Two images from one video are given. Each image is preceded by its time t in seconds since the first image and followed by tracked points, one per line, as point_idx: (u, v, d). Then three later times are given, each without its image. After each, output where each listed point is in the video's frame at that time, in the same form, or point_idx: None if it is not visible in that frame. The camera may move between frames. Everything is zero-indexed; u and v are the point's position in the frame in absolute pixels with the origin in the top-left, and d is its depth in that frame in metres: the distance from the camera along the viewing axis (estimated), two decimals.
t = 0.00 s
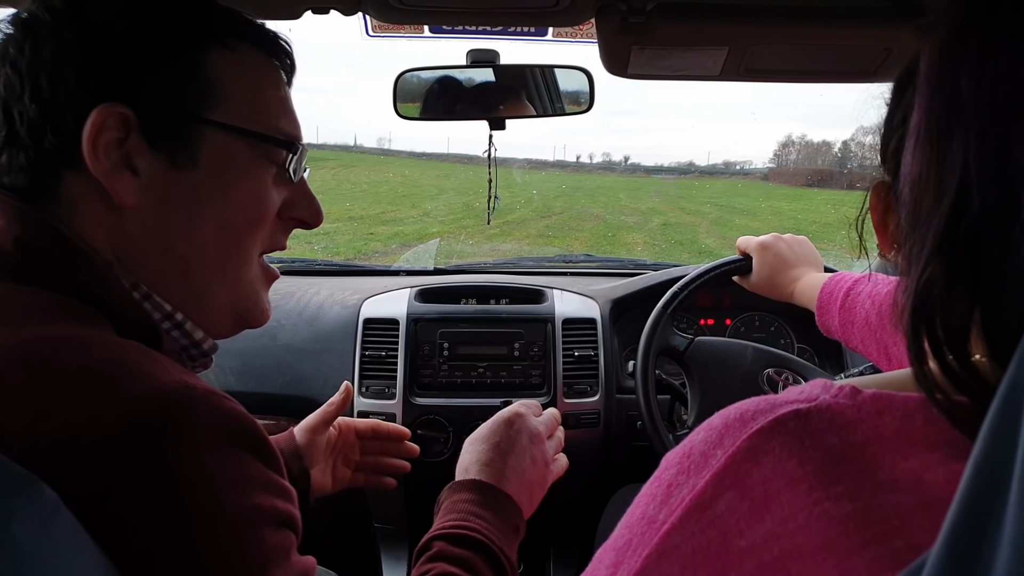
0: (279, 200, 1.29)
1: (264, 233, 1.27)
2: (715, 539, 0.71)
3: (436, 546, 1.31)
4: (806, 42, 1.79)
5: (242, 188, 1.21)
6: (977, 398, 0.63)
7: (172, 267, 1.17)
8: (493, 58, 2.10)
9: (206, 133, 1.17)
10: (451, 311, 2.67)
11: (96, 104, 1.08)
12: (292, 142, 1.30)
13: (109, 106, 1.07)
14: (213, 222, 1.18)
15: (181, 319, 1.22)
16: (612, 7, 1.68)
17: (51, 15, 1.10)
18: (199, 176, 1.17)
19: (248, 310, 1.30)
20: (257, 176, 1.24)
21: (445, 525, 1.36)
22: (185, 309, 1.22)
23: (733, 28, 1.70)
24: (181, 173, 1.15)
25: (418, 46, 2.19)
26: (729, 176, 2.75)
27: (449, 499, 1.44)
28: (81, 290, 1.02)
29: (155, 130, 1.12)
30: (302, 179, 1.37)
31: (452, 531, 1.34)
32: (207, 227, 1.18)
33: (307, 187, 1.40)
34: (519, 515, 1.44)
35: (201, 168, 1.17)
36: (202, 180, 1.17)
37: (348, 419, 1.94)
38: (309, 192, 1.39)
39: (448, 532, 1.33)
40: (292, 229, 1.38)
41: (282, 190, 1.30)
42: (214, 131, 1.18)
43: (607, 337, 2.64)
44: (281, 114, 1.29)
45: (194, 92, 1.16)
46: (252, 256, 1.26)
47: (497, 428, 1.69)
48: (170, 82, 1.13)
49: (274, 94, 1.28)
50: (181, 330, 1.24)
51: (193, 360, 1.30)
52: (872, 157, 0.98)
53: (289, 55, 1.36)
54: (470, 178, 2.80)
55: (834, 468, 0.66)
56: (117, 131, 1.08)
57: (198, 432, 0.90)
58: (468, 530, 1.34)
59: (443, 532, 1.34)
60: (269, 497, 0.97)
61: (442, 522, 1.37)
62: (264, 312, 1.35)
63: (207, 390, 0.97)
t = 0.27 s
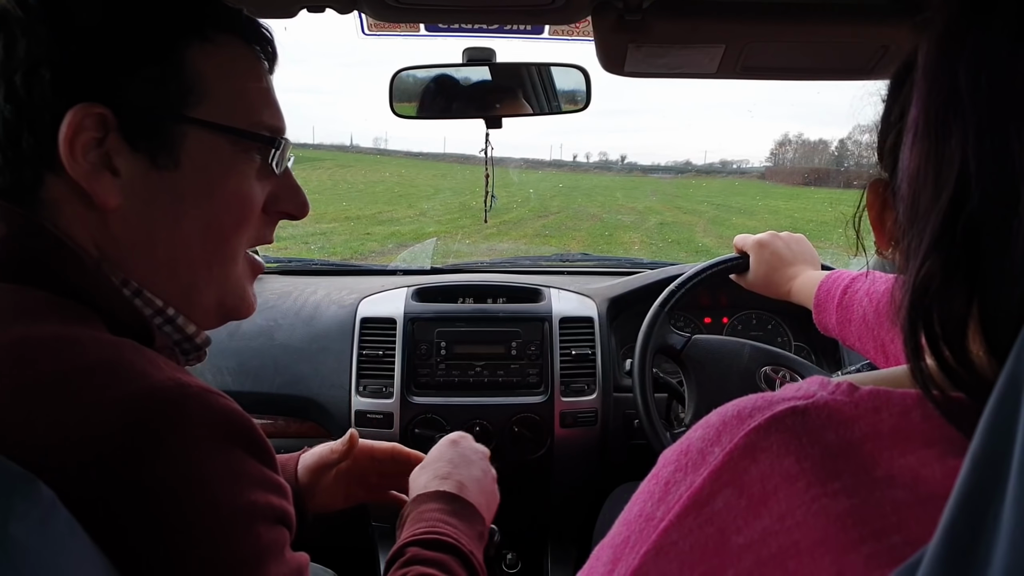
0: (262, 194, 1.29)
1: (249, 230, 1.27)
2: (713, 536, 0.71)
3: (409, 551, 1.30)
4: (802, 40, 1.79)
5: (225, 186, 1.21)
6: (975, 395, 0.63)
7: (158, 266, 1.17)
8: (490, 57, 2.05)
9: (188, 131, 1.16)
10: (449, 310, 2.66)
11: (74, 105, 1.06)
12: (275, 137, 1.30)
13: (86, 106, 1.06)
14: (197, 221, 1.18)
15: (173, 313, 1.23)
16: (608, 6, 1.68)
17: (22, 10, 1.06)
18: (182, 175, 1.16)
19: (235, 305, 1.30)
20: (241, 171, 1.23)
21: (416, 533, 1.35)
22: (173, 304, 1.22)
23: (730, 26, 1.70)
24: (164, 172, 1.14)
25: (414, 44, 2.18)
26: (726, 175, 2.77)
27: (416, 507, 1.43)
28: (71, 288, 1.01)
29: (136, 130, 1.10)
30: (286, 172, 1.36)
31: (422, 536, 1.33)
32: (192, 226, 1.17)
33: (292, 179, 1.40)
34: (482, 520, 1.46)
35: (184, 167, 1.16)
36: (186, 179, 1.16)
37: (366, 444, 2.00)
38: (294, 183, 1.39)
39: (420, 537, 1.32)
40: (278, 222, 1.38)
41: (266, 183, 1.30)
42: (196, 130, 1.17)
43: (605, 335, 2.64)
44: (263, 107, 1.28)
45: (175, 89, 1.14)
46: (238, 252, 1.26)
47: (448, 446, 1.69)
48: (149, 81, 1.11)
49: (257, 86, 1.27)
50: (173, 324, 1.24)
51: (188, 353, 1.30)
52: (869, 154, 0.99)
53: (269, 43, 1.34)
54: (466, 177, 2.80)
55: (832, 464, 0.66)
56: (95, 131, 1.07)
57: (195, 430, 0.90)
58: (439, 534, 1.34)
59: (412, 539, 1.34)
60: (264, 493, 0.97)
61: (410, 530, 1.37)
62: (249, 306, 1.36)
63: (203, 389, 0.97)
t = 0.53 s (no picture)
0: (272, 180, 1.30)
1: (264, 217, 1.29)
2: (714, 532, 0.71)
3: (448, 544, 1.31)
4: (803, 35, 1.79)
5: (245, 178, 1.22)
6: (976, 391, 0.63)
7: (185, 262, 1.17)
8: (490, 51, 2.06)
9: (212, 129, 1.16)
10: (448, 306, 2.66)
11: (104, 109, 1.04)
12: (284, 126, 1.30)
13: (120, 110, 1.05)
14: (221, 216, 1.19)
15: (184, 302, 1.21)
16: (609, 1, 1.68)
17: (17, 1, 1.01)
18: (207, 173, 1.16)
19: (259, 278, 1.32)
20: (256, 162, 1.24)
21: (457, 525, 1.36)
22: (185, 296, 1.21)
23: (731, 20, 1.70)
24: (191, 170, 1.15)
25: (414, 40, 2.18)
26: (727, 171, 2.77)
27: (463, 498, 1.43)
28: (84, 282, 1.01)
29: (164, 130, 1.10)
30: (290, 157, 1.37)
31: (468, 531, 1.33)
32: (219, 221, 1.19)
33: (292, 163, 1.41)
34: (531, 519, 1.44)
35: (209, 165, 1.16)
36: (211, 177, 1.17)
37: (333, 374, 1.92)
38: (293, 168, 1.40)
39: (461, 532, 1.33)
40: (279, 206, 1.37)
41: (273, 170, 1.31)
42: (220, 126, 1.16)
43: (605, 331, 2.64)
44: (270, 96, 1.28)
45: (195, 86, 1.13)
46: (258, 240, 1.28)
47: (505, 429, 1.69)
48: (173, 78, 1.10)
49: (264, 76, 1.26)
50: (184, 313, 1.21)
51: (199, 343, 1.26)
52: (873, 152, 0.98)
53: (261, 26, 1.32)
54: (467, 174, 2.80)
55: (832, 460, 0.66)
56: (124, 133, 1.06)
57: (201, 425, 0.90)
58: (480, 530, 1.34)
59: (457, 530, 1.34)
60: (272, 490, 0.96)
61: (455, 522, 1.37)
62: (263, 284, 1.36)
63: (212, 383, 0.97)
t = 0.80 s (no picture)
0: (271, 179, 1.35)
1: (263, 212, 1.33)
2: (716, 529, 0.71)
3: (444, 548, 1.30)
4: (806, 33, 1.78)
5: (259, 179, 1.26)
6: (976, 388, 0.64)
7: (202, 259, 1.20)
8: (493, 49, 2.07)
9: (239, 135, 1.19)
10: (451, 304, 2.66)
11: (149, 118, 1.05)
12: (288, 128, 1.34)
13: (170, 118, 1.07)
14: (239, 215, 1.23)
15: (193, 299, 1.21)
16: None
17: None
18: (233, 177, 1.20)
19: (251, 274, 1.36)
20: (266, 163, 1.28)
21: (452, 528, 1.35)
22: (191, 290, 1.23)
23: (734, 18, 1.69)
24: (221, 174, 1.18)
25: (418, 38, 2.18)
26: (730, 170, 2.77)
27: (457, 502, 1.44)
28: (97, 277, 1.01)
29: (202, 137, 1.13)
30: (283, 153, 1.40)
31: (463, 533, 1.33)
32: (239, 222, 1.23)
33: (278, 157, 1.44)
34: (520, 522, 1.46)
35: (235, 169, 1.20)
36: (236, 180, 1.20)
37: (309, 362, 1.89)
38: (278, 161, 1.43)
39: (458, 535, 1.32)
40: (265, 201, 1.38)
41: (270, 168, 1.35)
42: (246, 132, 1.20)
43: (607, 330, 2.63)
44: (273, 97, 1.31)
45: (227, 95, 1.16)
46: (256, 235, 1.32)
47: (488, 434, 1.71)
48: (209, 85, 1.13)
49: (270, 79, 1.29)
50: (192, 309, 1.22)
51: (206, 336, 1.26)
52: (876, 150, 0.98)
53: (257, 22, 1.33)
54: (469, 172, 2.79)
55: (834, 458, 0.66)
56: (170, 140, 1.08)
57: (212, 422, 0.90)
58: (477, 532, 1.34)
59: (451, 533, 1.34)
60: (278, 486, 0.96)
61: (449, 525, 1.37)
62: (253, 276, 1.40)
63: (223, 378, 0.97)
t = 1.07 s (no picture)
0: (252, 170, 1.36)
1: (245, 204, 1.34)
2: (721, 530, 0.71)
3: (455, 538, 1.30)
4: (811, 34, 1.78)
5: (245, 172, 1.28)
6: (980, 390, 0.64)
7: (193, 252, 1.22)
8: (498, 49, 2.08)
9: (235, 131, 1.21)
10: (455, 303, 2.66)
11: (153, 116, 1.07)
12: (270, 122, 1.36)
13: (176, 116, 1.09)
14: (228, 205, 1.25)
15: (188, 290, 1.20)
16: None
17: None
18: (224, 170, 1.22)
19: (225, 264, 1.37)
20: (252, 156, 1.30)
21: (465, 519, 1.34)
22: (184, 281, 1.25)
23: (739, 18, 1.69)
24: (214, 168, 1.19)
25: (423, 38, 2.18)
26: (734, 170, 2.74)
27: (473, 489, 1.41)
28: (96, 276, 1.02)
29: (200, 134, 1.14)
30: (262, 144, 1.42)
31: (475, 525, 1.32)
32: (226, 214, 1.25)
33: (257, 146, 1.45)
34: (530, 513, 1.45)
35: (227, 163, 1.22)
36: (227, 174, 1.22)
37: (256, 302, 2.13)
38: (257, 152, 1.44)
39: (471, 527, 1.32)
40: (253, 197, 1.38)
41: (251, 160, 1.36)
42: (240, 129, 1.22)
43: (611, 330, 2.63)
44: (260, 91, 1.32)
45: (224, 92, 1.17)
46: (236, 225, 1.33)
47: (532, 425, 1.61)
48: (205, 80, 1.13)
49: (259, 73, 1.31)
50: (188, 301, 1.22)
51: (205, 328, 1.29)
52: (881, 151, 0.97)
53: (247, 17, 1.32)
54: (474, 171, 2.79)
55: (839, 459, 0.66)
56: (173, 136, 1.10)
57: (214, 420, 0.90)
58: (491, 525, 1.33)
59: (465, 523, 1.33)
60: (281, 481, 0.97)
61: (463, 513, 1.36)
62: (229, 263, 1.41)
63: (227, 375, 0.97)
